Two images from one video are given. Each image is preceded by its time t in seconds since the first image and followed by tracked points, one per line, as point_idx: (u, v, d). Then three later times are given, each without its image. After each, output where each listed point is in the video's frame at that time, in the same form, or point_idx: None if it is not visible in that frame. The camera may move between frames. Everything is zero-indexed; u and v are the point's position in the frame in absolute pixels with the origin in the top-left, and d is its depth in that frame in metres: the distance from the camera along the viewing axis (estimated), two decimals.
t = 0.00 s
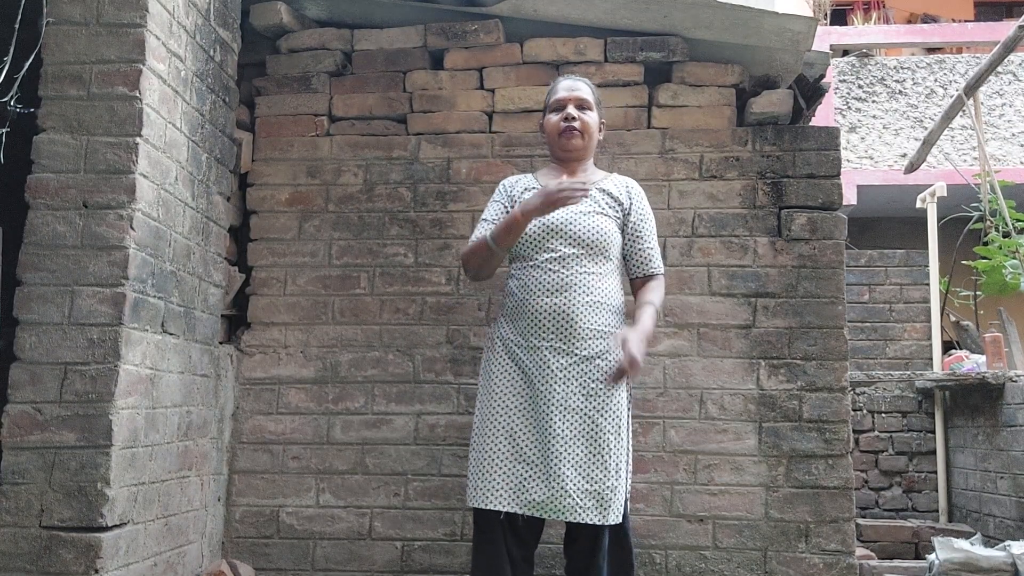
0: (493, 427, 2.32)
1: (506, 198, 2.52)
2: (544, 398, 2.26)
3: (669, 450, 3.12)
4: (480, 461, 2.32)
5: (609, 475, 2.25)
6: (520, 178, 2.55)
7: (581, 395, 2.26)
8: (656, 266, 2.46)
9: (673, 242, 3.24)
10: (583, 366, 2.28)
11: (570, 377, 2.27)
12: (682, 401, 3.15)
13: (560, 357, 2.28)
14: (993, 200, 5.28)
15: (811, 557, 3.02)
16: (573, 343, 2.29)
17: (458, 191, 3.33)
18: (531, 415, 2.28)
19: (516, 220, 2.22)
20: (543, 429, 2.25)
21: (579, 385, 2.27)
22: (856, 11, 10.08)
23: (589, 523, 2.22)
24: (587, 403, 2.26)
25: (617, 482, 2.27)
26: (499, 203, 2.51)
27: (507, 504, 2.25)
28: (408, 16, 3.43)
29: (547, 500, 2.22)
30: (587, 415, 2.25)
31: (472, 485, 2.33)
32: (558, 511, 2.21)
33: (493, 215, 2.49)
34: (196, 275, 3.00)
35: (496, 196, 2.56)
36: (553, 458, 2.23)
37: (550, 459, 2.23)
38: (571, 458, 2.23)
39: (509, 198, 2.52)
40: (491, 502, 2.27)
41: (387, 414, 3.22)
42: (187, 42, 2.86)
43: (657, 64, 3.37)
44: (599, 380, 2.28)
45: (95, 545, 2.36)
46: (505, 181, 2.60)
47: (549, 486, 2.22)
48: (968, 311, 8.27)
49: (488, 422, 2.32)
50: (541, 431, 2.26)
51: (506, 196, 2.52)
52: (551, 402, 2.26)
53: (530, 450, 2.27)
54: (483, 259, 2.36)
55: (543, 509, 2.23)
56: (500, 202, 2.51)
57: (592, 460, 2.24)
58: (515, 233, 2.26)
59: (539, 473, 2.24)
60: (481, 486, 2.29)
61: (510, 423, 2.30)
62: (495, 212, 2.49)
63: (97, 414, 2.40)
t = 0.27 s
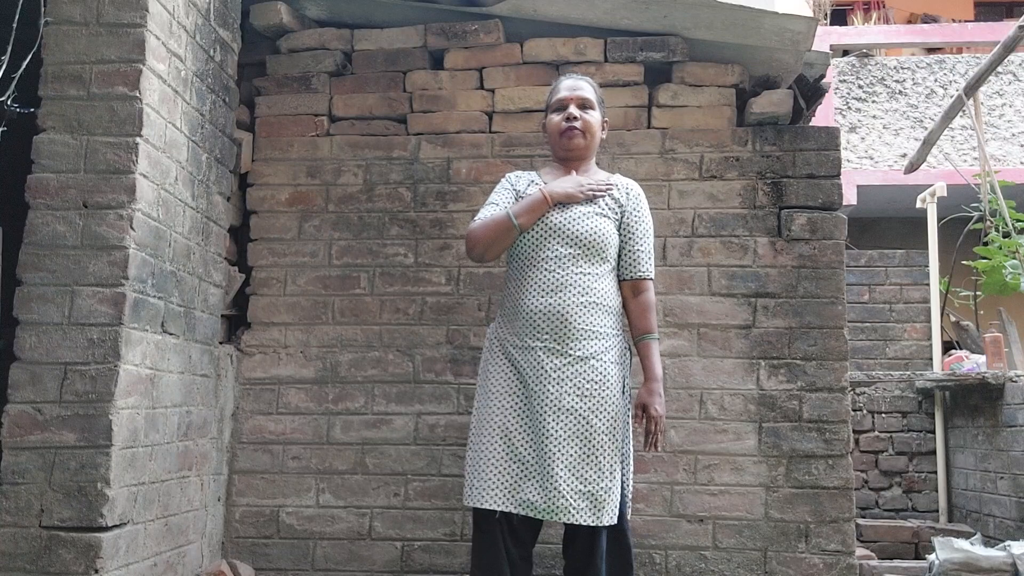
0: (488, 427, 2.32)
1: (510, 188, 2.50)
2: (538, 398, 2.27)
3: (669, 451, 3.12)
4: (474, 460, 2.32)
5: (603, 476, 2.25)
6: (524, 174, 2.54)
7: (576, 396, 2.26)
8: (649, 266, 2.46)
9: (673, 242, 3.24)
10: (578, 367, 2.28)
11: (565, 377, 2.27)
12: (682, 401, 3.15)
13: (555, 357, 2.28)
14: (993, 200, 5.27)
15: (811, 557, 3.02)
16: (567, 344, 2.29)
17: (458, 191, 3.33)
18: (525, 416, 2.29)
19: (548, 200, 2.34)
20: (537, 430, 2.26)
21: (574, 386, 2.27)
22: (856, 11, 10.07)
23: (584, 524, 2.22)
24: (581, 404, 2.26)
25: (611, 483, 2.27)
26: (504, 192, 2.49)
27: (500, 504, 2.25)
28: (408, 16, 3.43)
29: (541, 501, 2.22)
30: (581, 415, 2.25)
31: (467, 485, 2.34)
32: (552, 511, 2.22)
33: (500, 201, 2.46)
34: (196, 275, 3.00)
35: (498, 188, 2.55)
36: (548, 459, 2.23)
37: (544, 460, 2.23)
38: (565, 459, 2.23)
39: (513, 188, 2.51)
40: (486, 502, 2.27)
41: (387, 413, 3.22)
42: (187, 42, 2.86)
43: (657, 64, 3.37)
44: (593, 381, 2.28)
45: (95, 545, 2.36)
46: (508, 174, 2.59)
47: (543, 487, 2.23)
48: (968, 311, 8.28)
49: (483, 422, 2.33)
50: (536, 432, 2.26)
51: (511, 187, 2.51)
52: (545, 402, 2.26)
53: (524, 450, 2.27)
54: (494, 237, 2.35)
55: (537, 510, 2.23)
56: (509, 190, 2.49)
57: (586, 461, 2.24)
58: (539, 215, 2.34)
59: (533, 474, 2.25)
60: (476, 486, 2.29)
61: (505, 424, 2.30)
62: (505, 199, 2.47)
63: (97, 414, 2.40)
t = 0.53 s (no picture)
0: (487, 428, 2.32)
1: (508, 190, 2.51)
2: (538, 398, 2.27)
3: (669, 451, 3.12)
4: (473, 460, 2.32)
5: (602, 476, 2.25)
6: (522, 175, 2.55)
7: (575, 397, 2.26)
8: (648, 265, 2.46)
9: (673, 242, 3.24)
10: (577, 367, 2.28)
11: (564, 378, 2.27)
12: (682, 401, 3.15)
13: (554, 358, 2.28)
14: (993, 200, 5.27)
15: (811, 557, 3.02)
16: (566, 344, 2.29)
17: (458, 191, 3.33)
18: (524, 416, 2.29)
19: (548, 206, 2.32)
20: (536, 430, 2.26)
21: (573, 386, 2.27)
22: (856, 11, 10.07)
23: (582, 524, 2.22)
24: (580, 404, 2.26)
25: (610, 484, 2.27)
26: (502, 194, 2.50)
27: (499, 504, 2.25)
28: (408, 16, 3.43)
29: (540, 502, 2.22)
30: (580, 415, 2.25)
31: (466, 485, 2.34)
32: (551, 512, 2.21)
33: (498, 203, 2.46)
34: (196, 275, 3.00)
35: (496, 189, 2.55)
36: (547, 459, 2.23)
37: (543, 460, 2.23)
38: (565, 459, 2.23)
39: (511, 191, 2.51)
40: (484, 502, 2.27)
41: (387, 413, 3.22)
42: (187, 42, 2.86)
43: (657, 64, 3.37)
44: (592, 381, 2.28)
45: (95, 545, 2.36)
46: (505, 176, 2.60)
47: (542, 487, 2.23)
48: (968, 311, 8.28)
49: (482, 421, 2.33)
50: (535, 432, 2.26)
51: (508, 189, 2.51)
52: (544, 402, 2.26)
53: (523, 451, 2.27)
54: (494, 241, 2.32)
55: (535, 510, 2.23)
56: (507, 192, 2.49)
57: (585, 461, 2.24)
58: (539, 221, 2.33)
59: (532, 474, 2.25)
60: (474, 486, 2.29)
61: (504, 424, 2.30)
62: (503, 201, 2.47)
63: (97, 414, 2.40)
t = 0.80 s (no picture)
0: (487, 429, 2.32)
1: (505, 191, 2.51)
2: (538, 398, 2.27)
3: (669, 451, 3.12)
4: (473, 460, 2.32)
5: (603, 476, 2.26)
6: (519, 177, 2.55)
7: (576, 396, 2.27)
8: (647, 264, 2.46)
9: (673, 242, 3.24)
10: (578, 367, 2.28)
11: (565, 378, 2.27)
12: (682, 401, 3.15)
13: (555, 358, 2.28)
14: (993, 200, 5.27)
15: (811, 557, 3.02)
16: (567, 344, 2.29)
17: (458, 191, 3.33)
18: (525, 417, 2.29)
19: (547, 208, 2.31)
20: (538, 430, 2.26)
21: (574, 386, 2.27)
22: (856, 11, 10.07)
23: (584, 524, 2.23)
24: (581, 404, 2.26)
25: (612, 483, 2.27)
26: (499, 195, 2.50)
27: (500, 504, 2.25)
28: (408, 16, 3.43)
29: (542, 502, 2.23)
30: (581, 415, 2.26)
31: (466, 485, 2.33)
32: (553, 512, 2.22)
33: (495, 204, 2.47)
34: (196, 275, 3.00)
35: (493, 191, 2.55)
36: (548, 459, 2.24)
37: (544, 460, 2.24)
38: (566, 459, 2.24)
39: (508, 193, 2.51)
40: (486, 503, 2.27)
41: (387, 413, 3.22)
42: (187, 42, 2.86)
43: (657, 64, 3.38)
44: (593, 381, 2.28)
45: (95, 545, 2.36)
46: (502, 178, 2.60)
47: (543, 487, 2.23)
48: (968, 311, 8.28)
49: (482, 421, 2.33)
50: (536, 433, 2.26)
51: (505, 191, 2.52)
52: (545, 403, 2.26)
53: (524, 451, 2.27)
54: (492, 242, 2.32)
55: (537, 510, 2.23)
56: (504, 194, 2.50)
57: (587, 461, 2.25)
58: (538, 223, 2.32)
59: (534, 475, 2.25)
60: (475, 487, 2.29)
61: (505, 425, 2.30)
62: (499, 203, 2.47)
63: (97, 414, 2.40)
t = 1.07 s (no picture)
0: (487, 429, 2.32)
1: (504, 192, 2.51)
2: (538, 398, 2.27)
3: (669, 451, 3.12)
4: (473, 460, 2.32)
5: (603, 476, 2.26)
6: (518, 177, 2.56)
7: (575, 396, 2.27)
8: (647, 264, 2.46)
9: (673, 242, 3.24)
10: (578, 367, 2.28)
11: (564, 377, 2.27)
12: (682, 401, 3.15)
13: (554, 357, 2.28)
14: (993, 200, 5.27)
15: (810, 557, 3.02)
16: (566, 344, 2.29)
17: (458, 191, 3.33)
18: (525, 416, 2.29)
19: (543, 210, 2.32)
20: (537, 430, 2.26)
21: (573, 386, 2.27)
22: (856, 11, 10.07)
23: (584, 524, 2.23)
24: (581, 404, 2.26)
25: (611, 483, 2.27)
26: (498, 196, 2.50)
27: (500, 504, 2.25)
28: (408, 16, 3.43)
29: (541, 501, 2.23)
30: (581, 415, 2.26)
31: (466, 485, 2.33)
32: (553, 512, 2.22)
33: (494, 204, 2.47)
34: (196, 275, 3.00)
35: (492, 190, 2.56)
36: (548, 459, 2.24)
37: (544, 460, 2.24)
38: (566, 458, 2.24)
39: (507, 193, 2.51)
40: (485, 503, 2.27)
41: (387, 413, 3.22)
42: (187, 42, 2.86)
43: (657, 64, 3.38)
44: (592, 381, 2.28)
45: (95, 545, 2.36)
46: (501, 178, 2.61)
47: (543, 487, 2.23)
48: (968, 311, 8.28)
49: (482, 422, 2.33)
50: (536, 433, 2.26)
51: (503, 191, 2.52)
52: (545, 402, 2.26)
53: (524, 451, 2.27)
54: (487, 241, 2.34)
55: (537, 510, 2.23)
56: (501, 194, 2.50)
57: (586, 461, 2.25)
58: (535, 225, 2.32)
59: (533, 474, 2.25)
60: (475, 486, 2.29)
61: (504, 425, 2.30)
62: (497, 203, 2.48)
63: (97, 414, 2.40)
